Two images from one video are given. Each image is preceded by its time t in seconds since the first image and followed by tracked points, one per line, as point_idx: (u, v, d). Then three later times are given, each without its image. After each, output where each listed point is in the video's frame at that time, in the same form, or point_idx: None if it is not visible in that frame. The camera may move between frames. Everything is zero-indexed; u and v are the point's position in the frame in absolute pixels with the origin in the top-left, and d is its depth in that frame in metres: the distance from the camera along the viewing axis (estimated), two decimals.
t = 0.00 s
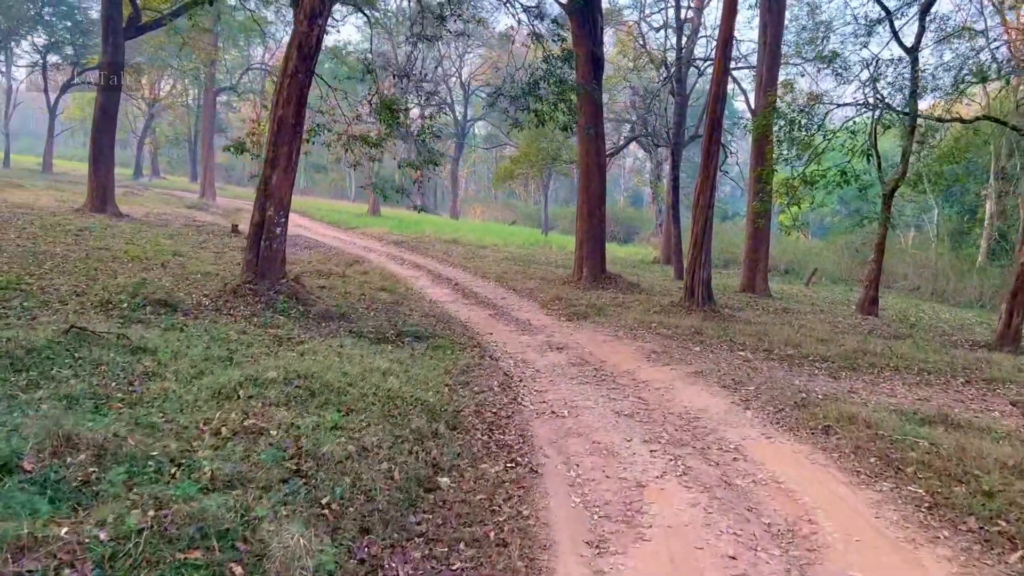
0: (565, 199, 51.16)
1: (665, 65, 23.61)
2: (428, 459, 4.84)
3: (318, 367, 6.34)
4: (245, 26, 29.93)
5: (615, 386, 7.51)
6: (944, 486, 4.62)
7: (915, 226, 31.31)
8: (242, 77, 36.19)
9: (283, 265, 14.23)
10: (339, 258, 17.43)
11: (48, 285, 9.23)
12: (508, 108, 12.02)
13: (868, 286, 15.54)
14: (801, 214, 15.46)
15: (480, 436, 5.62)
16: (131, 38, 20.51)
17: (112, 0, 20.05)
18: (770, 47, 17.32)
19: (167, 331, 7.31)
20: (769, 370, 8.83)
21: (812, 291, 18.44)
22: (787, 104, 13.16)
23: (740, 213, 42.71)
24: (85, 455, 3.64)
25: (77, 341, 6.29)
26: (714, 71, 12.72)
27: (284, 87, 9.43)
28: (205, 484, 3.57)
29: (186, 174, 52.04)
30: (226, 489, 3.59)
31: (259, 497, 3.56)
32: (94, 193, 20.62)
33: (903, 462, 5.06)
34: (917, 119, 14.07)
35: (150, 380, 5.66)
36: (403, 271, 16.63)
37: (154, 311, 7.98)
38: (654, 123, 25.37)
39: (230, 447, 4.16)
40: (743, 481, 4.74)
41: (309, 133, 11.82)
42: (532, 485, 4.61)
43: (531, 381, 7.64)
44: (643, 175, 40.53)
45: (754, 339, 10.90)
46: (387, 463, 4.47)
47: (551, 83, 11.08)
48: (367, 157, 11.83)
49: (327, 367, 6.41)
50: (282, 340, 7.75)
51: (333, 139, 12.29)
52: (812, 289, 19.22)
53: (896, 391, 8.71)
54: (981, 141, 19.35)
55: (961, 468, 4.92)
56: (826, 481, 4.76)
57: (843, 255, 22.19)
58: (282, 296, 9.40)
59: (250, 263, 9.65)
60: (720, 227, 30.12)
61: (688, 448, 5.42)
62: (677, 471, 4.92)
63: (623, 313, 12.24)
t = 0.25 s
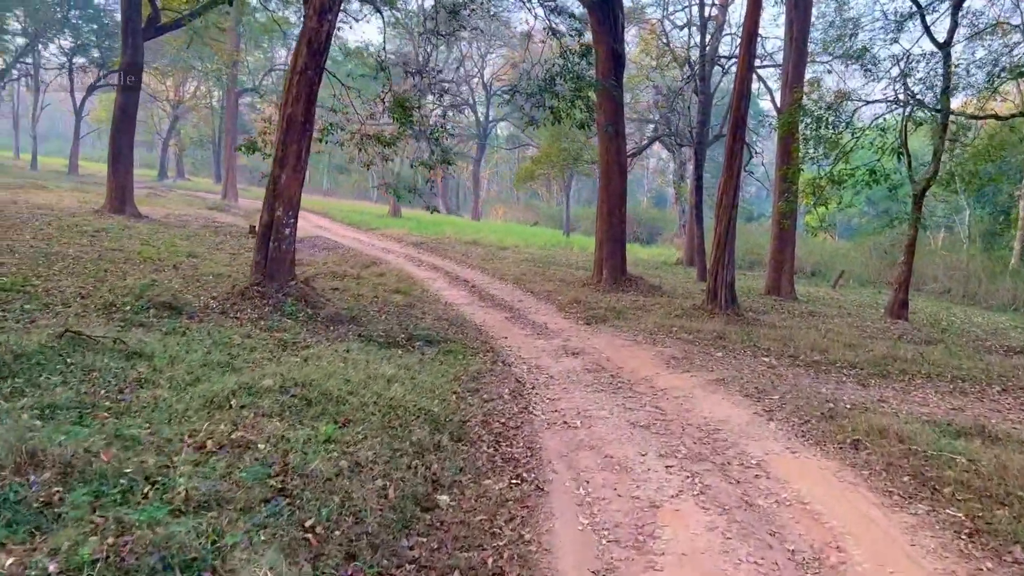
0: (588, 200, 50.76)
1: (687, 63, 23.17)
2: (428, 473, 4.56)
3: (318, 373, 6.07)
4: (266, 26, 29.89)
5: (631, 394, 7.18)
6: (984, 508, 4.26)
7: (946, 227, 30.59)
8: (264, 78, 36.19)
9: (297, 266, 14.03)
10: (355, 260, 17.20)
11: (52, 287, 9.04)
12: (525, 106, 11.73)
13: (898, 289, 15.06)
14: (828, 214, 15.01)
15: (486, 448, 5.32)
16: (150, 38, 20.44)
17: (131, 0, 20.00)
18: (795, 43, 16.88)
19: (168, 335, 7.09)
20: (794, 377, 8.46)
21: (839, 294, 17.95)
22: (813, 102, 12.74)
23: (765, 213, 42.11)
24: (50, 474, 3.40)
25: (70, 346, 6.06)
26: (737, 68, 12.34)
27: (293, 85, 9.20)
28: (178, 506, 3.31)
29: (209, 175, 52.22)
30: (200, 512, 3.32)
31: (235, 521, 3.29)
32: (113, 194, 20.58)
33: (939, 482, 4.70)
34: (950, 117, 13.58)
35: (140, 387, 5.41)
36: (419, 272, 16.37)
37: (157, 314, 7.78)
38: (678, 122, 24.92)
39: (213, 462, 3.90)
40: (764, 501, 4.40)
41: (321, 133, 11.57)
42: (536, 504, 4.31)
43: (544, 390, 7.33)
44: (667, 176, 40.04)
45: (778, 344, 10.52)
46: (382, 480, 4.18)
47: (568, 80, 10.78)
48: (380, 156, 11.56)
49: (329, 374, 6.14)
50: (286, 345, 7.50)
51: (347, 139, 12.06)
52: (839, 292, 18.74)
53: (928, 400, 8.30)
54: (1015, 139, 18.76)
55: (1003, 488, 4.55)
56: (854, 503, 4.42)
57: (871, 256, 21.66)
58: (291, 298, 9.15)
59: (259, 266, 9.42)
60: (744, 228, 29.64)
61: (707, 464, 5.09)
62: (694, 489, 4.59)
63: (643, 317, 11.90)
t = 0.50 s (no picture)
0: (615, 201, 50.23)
1: (715, 62, 22.60)
2: (427, 493, 4.22)
3: (320, 382, 5.77)
4: (292, 27, 29.80)
5: (651, 404, 6.80)
6: None
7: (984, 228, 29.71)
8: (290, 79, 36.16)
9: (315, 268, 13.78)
10: (375, 261, 16.94)
11: (58, 289, 8.84)
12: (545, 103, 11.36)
13: (935, 292, 14.48)
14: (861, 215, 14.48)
15: (492, 464, 4.98)
16: (172, 39, 20.34)
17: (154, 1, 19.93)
18: (828, 39, 16.32)
19: (168, 339, 6.83)
20: (826, 386, 8.02)
21: (873, 297, 17.38)
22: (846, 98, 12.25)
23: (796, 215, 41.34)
24: (3, 497, 3.11)
25: (63, 352, 5.81)
26: (767, 63, 11.87)
27: (305, 81, 8.91)
28: (138, 534, 3.00)
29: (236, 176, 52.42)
30: (165, 541, 3.02)
31: (203, 550, 2.98)
32: (135, 195, 20.53)
33: (987, 507, 4.27)
34: (990, 113, 13.01)
35: (130, 396, 5.13)
36: (439, 274, 16.08)
37: (160, 318, 7.53)
38: (706, 122, 24.38)
39: (187, 482, 3.59)
40: (792, 528, 4.02)
41: (336, 131, 11.29)
42: (543, 529, 3.95)
43: (559, 399, 6.96)
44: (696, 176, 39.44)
45: (809, 350, 10.06)
46: (373, 501, 3.85)
47: (590, 76, 10.40)
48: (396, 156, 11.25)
49: (330, 383, 5.84)
50: (292, 350, 7.20)
51: (364, 138, 11.79)
52: (873, 295, 18.14)
53: (969, 411, 7.82)
54: None
55: None
56: (893, 531, 4.02)
57: (906, 258, 21.01)
58: (301, 301, 8.88)
59: (269, 267, 9.15)
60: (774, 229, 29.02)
61: (730, 483, 4.71)
62: (716, 514, 4.21)
63: (667, 321, 11.49)
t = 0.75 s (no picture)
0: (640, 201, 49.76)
1: (741, 60, 22.13)
2: (425, 512, 3.96)
3: (321, 390, 5.53)
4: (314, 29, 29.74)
5: (670, 413, 6.49)
6: None
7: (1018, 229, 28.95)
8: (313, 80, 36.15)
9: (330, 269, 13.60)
10: (393, 262, 16.73)
11: (66, 290, 8.69)
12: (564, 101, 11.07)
13: (968, 295, 13.99)
14: (892, 215, 14.03)
15: (498, 478, 4.70)
16: (193, 40, 20.28)
17: (175, 2, 19.90)
18: (857, 35, 15.87)
19: (170, 343, 6.63)
20: (855, 394, 7.67)
21: (903, 300, 16.88)
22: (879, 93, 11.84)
23: (824, 216, 40.65)
24: None
25: (58, 356, 5.62)
26: (794, 60, 11.48)
27: (315, 79, 8.69)
28: (101, 560, 2.76)
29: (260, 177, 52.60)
30: (130, 568, 2.77)
31: None
32: (156, 196, 20.50)
33: None
34: None
35: (122, 403, 4.93)
36: (458, 275, 15.84)
37: (164, 321, 7.34)
38: (731, 121, 23.92)
39: (164, 501, 3.35)
40: (822, 555, 3.72)
41: (350, 131, 11.07)
42: (546, 555, 3.68)
43: (573, 407, 6.68)
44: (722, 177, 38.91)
45: (837, 355, 9.69)
46: (365, 521, 3.59)
47: (609, 73, 10.09)
48: (411, 155, 11.01)
49: (332, 390, 5.59)
50: (298, 355, 6.98)
51: (380, 138, 11.58)
52: (903, 297, 17.65)
53: (1007, 420, 7.43)
54: None
55: None
56: (931, 559, 3.71)
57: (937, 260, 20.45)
58: (311, 303, 8.66)
59: (279, 269, 8.94)
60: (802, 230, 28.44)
61: (753, 503, 4.41)
62: (736, 537, 3.91)
63: (689, 324, 11.16)
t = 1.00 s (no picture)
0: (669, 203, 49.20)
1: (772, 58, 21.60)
2: (428, 534, 3.68)
3: (326, 399, 5.26)
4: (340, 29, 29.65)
5: (694, 425, 6.16)
6: None
7: None
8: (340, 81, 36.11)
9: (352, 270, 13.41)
10: (416, 264, 16.50)
11: (78, 292, 8.53)
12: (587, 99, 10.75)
13: (1009, 300, 13.45)
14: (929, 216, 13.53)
15: (509, 496, 4.41)
16: (217, 41, 20.22)
17: (200, 3, 19.86)
18: (892, 31, 15.36)
19: (176, 348, 6.42)
20: (893, 405, 7.28)
21: (941, 305, 16.33)
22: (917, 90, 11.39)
23: (857, 217, 39.86)
24: None
25: (56, 361, 5.41)
26: (827, 56, 11.05)
27: (331, 76, 8.45)
28: None
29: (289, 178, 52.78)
30: None
31: None
32: (181, 197, 20.53)
33: None
34: None
35: (116, 413, 4.70)
36: (481, 277, 15.56)
37: (172, 325, 7.14)
38: (762, 121, 23.40)
39: (141, 524, 3.10)
40: None
41: (368, 130, 10.83)
42: None
43: (593, 418, 6.37)
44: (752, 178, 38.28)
45: (872, 362, 9.27)
46: (361, 547, 3.32)
47: (634, 70, 9.76)
48: (430, 155, 10.75)
49: (338, 400, 5.33)
50: (308, 361, 6.74)
51: (399, 137, 11.35)
52: (940, 302, 17.08)
53: None
54: None
55: None
56: None
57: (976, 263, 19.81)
58: (325, 307, 8.42)
59: (294, 271, 8.72)
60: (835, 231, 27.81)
61: (783, 527, 4.09)
62: (764, 567, 3.61)
63: (717, 329, 10.79)
